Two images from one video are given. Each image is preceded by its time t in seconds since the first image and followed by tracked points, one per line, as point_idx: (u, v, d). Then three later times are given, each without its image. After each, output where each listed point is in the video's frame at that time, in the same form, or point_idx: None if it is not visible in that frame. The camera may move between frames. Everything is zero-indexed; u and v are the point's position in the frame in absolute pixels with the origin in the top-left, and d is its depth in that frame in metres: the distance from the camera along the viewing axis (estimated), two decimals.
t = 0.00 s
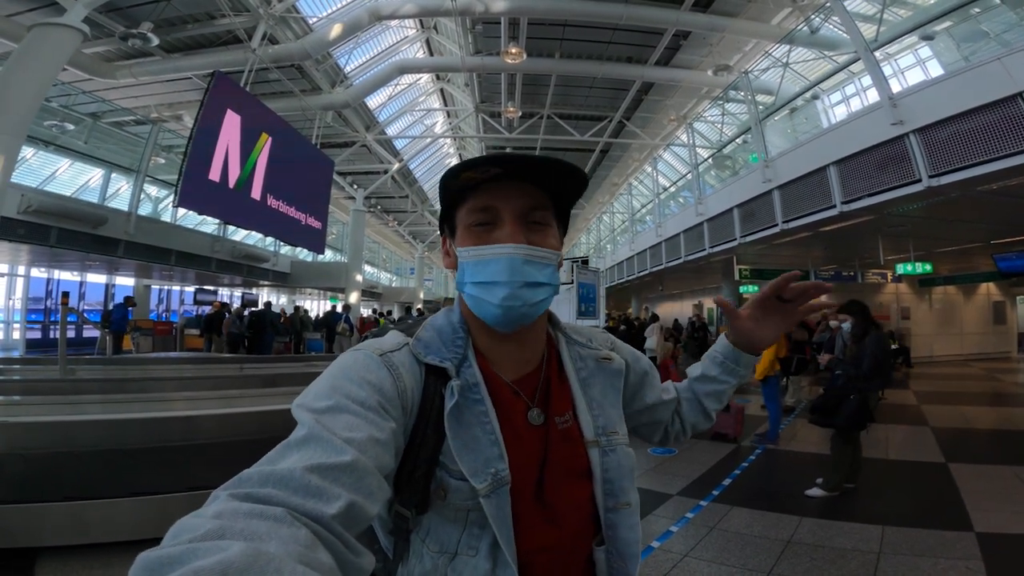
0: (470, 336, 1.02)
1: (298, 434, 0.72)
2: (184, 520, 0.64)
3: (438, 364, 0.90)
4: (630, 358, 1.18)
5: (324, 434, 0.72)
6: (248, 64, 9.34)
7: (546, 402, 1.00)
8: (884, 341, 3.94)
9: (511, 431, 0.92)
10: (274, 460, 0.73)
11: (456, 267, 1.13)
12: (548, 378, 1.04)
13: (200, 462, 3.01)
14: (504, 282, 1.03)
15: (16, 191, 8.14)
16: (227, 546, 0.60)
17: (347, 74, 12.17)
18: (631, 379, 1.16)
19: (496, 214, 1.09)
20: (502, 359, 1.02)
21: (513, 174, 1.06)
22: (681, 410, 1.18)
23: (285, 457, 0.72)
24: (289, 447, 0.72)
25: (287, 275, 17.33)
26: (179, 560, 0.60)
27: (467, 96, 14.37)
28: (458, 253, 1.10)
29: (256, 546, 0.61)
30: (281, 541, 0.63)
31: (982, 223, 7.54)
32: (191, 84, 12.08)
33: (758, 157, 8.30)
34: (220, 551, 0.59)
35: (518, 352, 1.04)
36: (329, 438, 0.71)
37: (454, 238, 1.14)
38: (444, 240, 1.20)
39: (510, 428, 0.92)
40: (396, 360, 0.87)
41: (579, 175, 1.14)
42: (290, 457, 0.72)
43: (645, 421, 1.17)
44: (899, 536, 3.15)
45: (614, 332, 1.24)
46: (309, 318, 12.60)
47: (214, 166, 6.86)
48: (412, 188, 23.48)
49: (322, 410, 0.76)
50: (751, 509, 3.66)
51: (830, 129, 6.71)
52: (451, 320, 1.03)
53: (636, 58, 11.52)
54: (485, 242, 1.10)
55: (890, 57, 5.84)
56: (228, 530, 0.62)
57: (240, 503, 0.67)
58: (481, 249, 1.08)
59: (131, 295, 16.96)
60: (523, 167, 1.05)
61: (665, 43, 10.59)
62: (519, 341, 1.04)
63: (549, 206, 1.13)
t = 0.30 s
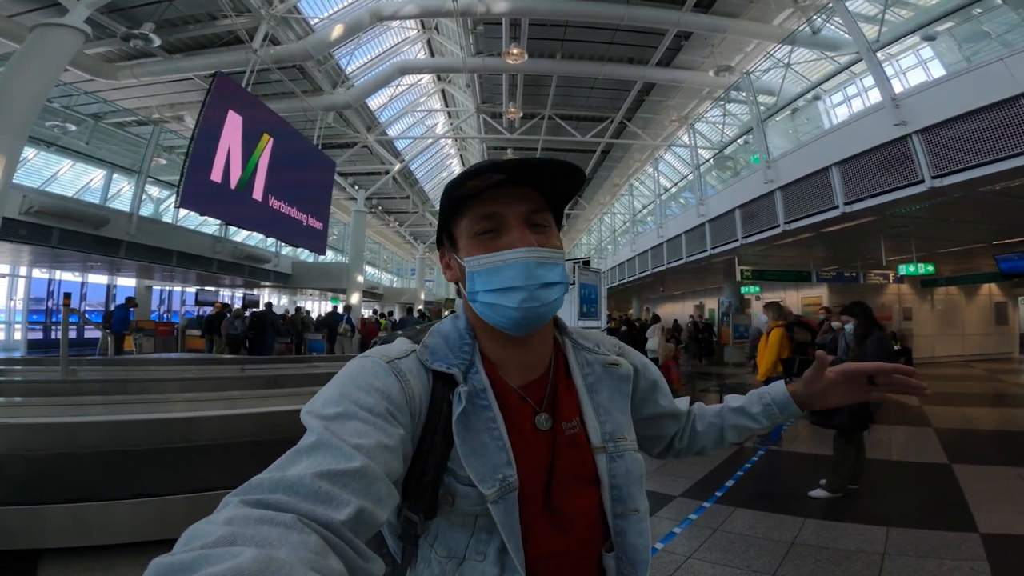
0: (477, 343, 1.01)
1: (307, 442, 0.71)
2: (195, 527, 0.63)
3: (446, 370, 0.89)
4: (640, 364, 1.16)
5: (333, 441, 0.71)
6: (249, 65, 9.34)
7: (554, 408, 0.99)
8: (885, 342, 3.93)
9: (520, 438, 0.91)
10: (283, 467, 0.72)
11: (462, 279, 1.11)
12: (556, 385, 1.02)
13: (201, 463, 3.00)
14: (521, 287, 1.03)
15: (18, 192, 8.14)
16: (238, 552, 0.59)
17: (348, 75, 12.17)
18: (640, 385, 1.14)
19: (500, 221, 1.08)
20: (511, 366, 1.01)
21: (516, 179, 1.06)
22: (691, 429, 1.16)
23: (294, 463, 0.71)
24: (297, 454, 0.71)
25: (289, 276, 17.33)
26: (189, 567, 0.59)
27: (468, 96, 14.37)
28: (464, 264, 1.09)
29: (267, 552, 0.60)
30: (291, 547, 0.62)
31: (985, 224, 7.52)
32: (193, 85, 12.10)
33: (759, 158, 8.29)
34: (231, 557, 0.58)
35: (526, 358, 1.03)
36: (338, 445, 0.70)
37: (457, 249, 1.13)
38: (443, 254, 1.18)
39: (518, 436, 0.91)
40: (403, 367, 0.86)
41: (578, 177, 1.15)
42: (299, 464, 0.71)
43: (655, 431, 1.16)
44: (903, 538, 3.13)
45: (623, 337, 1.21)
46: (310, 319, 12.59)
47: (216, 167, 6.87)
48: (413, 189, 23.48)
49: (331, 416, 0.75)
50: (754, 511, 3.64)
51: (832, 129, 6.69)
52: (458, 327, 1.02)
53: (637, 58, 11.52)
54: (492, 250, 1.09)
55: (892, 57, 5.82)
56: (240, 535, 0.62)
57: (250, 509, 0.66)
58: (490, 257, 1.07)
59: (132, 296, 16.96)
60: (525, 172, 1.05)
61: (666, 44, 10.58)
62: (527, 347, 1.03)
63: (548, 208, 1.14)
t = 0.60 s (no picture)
0: (475, 332, 1.01)
1: (303, 426, 0.71)
2: (192, 513, 0.63)
3: (442, 356, 0.89)
4: (635, 357, 1.15)
5: (329, 426, 0.70)
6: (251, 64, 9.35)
7: (546, 398, 0.98)
8: (887, 339, 3.91)
9: (512, 428, 0.91)
10: (279, 452, 0.72)
11: (494, 257, 1.07)
12: (549, 377, 1.01)
13: (201, 462, 3.00)
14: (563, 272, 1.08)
15: (19, 191, 8.15)
16: (235, 539, 0.59)
17: (349, 75, 12.18)
18: (634, 379, 1.12)
19: (539, 207, 1.10)
20: (506, 356, 1.00)
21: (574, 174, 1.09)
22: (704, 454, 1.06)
23: (290, 448, 0.71)
24: (294, 438, 0.71)
25: (291, 275, 17.34)
26: (186, 553, 0.58)
27: (470, 96, 14.39)
28: (502, 241, 1.07)
29: (263, 538, 0.60)
30: (287, 533, 0.62)
31: (987, 223, 7.50)
32: (194, 84, 12.13)
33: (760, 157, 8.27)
34: (228, 543, 0.58)
35: (523, 348, 1.02)
36: (334, 430, 0.70)
37: (490, 225, 1.09)
38: (456, 228, 1.11)
39: (510, 426, 0.91)
40: (400, 352, 0.86)
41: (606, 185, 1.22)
42: (294, 448, 0.70)
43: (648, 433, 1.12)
44: (905, 537, 3.12)
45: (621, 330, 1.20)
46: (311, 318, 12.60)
47: (218, 165, 6.88)
48: (414, 188, 23.48)
49: (327, 400, 0.74)
50: (755, 510, 3.63)
51: (834, 128, 6.67)
52: (458, 314, 1.02)
53: (639, 58, 11.50)
54: (532, 231, 1.09)
55: (894, 56, 5.81)
56: (236, 522, 0.61)
57: (246, 494, 0.65)
58: (532, 238, 1.08)
59: (134, 295, 17.00)
60: (586, 166, 1.07)
61: (668, 43, 10.57)
62: (526, 336, 1.03)
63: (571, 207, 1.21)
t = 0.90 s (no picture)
0: (459, 333, 1.00)
1: (285, 420, 0.71)
2: (171, 506, 0.62)
3: (425, 354, 0.88)
4: (617, 361, 1.14)
5: (311, 421, 0.70)
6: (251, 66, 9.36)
7: (526, 400, 0.98)
8: (886, 342, 3.88)
9: (491, 429, 0.90)
10: (260, 445, 0.71)
11: (464, 257, 1.10)
12: (529, 381, 1.01)
13: (198, 463, 2.99)
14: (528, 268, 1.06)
15: (20, 192, 8.17)
16: (213, 535, 0.58)
17: (350, 76, 12.21)
18: (615, 385, 1.11)
19: (511, 206, 1.10)
20: (488, 356, 1.00)
21: (544, 172, 1.10)
22: (660, 464, 1.07)
23: (273, 442, 0.70)
24: (276, 432, 0.70)
25: (291, 276, 17.36)
26: (163, 548, 0.57)
27: (470, 97, 14.40)
28: (471, 240, 1.09)
29: (243, 534, 0.59)
30: (267, 529, 0.61)
31: (988, 224, 7.47)
32: (195, 85, 12.16)
33: (762, 158, 8.25)
34: (205, 539, 0.57)
35: (505, 349, 1.01)
36: (317, 424, 0.69)
37: (461, 227, 1.13)
38: (438, 233, 1.17)
39: (489, 427, 0.90)
40: (384, 349, 0.85)
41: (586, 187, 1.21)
42: (275, 443, 0.70)
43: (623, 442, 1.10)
44: (905, 540, 3.10)
45: (604, 334, 1.19)
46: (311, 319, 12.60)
47: (218, 166, 6.88)
48: (415, 189, 23.49)
49: (310, 395, 0.73)
50: (754, 513, 3.61)
51: (835, 129, 6.65)
52: (443, 315, 1.02)
53: (639, 58, 11.47)
54: (502, 230, 1.10)
55: (895, 56, 5.78)
56: (215, 518, 0.60)
57: (228, 489, 0.64)
58: (500, 235, 1.09)
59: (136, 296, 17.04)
60: (552, 164, 1.08)
61: (668, 44, 10.55)
62: (508, 337, 1.02)
63: (550, 209, 1.21)
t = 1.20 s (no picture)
0: (460, 341, 0.99)
1: (287, 434, 0.69)
2: (171, 522, 0.60)
3: (427, 363, 0.87)
4: (618, 368, 1.13)
5: (313, 434, 0.68)
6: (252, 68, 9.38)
7: (530, 407, 0.97)
8: (890, 343, 3.85)
9: (496, 437, 0.89)
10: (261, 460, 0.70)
11: (460, 265, 1.09)
12: (533, 387, 0.99)
13: (199, 466, 2.98)
14: (522, 272, 1.05)
15: (22, 194, 8.18)
16: (216, 550, 0.56)
17: (351, 77, 12.25)
18: (617, 392, 1.10)
19: (505, 210, 1.09)
20: (490, 364, 0.99)
21: (534, 174, 1.08)
22: (657, 469, 1.06)
23: (273, 456, 0.68)
24: (277, 446, 0.69)
25: (292, 278, 17.37)
26: (166, 564, 0.56)
27: (471, 99, 14.44)
28: (466, 248, 1.08)
29: (246, 549, 0.57)
30: (271, 544, 0.60)
31: (990, 224, 7.45)
32: (196, 87, 12.19)
33: (763, 158, 8.24)
34: (209, 554, 0.55)
35: (508, 356, 1.00)
36: (319, 438, 0.68)
37: (456, 235, 1.12)
38: (436, 241, 1.15)
39: (494, 436, 0.89)
40: (385, 360, 0.84)
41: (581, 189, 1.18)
42: (276, 457, 0.68)
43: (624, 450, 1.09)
44: (909, 542, 3.08)
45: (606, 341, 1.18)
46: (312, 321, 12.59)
47: (219, 169, 6.89)
48: (416, 191, 23.51)
49: (310, 408, 0.72)
50: (757, 515, 3.59)
51: (836, 129, 6.64)
52: (443, 323, 1.00)
53: (639, 59, 11.46)
54: (497, 236, 1.09)
55: (896, 57, 5.76)
56: (218, 532, 0.59)
57: (229, 504, 0.63)
58: (495, 241, 1.07)
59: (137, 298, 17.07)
60: (542, 165, 1.06)
61: (669, 44, 10.54)
62: (510, 344, 1.01)
63: (545, 210, 1.18)
